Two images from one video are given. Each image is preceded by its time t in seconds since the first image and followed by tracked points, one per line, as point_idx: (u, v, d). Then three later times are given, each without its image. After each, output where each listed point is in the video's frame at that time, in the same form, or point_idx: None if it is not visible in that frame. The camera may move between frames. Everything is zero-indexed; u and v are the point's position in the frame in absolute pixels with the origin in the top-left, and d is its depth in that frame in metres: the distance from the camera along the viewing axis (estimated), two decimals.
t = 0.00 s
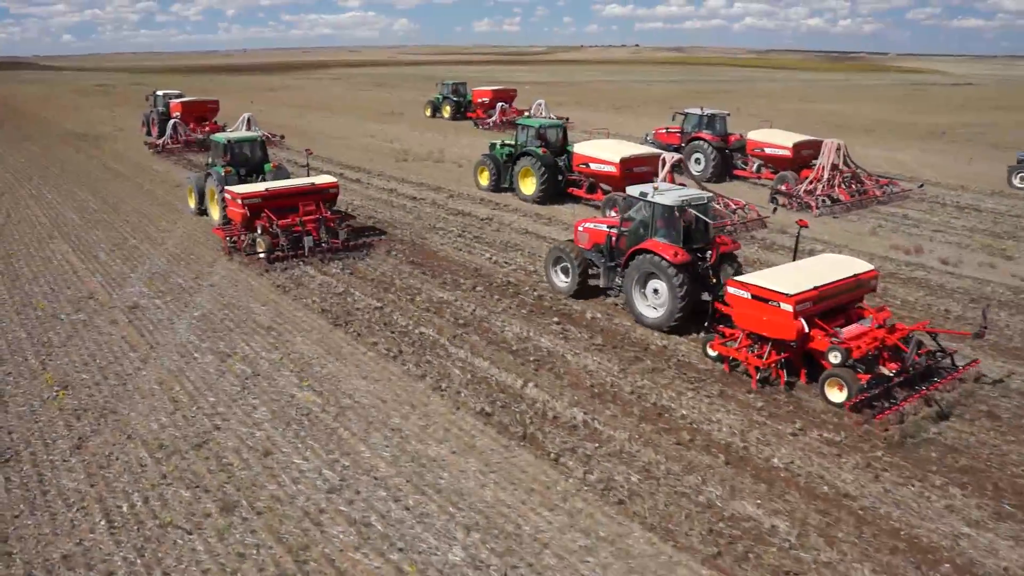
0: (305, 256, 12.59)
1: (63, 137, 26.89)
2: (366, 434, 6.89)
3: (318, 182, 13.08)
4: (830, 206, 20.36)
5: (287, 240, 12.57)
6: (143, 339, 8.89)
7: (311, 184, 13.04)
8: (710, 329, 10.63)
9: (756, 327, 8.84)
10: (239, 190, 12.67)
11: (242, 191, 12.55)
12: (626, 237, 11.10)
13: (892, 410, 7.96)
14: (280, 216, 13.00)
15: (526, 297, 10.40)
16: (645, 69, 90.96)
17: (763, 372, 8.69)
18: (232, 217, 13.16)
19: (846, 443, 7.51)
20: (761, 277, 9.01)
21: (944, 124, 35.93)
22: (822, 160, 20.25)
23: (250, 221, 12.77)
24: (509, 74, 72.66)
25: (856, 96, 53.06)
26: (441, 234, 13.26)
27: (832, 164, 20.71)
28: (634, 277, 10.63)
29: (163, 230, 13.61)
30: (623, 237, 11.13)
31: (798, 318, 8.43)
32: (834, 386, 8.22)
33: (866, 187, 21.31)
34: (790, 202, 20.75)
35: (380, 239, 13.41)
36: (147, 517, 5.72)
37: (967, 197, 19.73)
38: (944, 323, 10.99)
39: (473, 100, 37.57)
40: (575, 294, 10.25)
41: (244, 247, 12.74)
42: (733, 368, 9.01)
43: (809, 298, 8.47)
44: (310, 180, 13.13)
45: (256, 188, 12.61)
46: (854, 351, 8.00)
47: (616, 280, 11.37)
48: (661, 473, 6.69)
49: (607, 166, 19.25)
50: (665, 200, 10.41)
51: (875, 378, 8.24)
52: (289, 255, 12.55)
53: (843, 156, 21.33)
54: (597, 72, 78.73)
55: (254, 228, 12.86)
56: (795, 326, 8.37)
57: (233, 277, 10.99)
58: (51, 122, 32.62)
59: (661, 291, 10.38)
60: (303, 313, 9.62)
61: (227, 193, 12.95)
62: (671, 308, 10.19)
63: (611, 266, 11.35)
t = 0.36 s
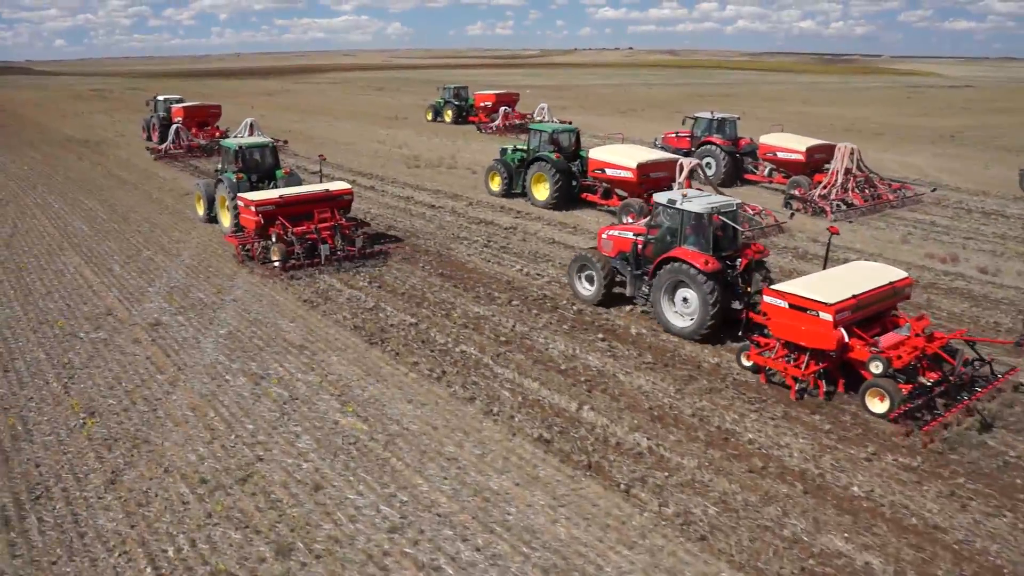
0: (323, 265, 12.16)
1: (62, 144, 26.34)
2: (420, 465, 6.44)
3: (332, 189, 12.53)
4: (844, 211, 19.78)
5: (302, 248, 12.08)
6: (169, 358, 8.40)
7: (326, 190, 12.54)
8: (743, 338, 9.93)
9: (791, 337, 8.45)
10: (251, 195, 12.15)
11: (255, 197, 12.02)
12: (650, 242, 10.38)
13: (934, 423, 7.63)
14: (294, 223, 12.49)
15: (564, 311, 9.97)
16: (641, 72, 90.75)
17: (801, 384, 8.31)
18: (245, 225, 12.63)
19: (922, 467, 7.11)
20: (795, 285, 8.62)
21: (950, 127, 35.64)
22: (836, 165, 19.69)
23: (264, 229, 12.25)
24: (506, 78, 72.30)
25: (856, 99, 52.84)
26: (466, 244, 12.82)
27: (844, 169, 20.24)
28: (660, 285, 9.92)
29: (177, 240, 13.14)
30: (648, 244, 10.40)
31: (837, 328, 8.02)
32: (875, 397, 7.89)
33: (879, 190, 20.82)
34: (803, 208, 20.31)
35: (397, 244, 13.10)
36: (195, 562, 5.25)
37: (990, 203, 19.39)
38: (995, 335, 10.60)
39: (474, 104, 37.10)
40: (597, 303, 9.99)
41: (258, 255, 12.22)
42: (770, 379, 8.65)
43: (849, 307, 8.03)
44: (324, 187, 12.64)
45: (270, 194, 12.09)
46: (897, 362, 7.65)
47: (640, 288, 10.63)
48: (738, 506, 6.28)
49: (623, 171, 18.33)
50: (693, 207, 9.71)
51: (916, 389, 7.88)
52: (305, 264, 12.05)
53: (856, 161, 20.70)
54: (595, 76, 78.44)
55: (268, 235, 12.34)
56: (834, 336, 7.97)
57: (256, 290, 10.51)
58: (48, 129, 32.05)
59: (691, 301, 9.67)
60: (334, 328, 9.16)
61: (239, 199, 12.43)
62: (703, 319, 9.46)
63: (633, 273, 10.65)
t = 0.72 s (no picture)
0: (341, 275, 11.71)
1: (65, 152, 25.87)
2: (475, 500, 5.97)
3: (346, 197, 11.95)
4: (862, 215, 19.24)
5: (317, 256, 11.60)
6: (194, 380, 7.92)
7: (339, 197, 12.00)
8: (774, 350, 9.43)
9: (825, 348, 8.03)
10: (262, 202, 11.64)
11: (267, 203, 11.53)
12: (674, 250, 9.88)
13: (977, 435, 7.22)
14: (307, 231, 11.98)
15: (603, 326, 9.51)
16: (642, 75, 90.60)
17: (835, 396, 7.94)
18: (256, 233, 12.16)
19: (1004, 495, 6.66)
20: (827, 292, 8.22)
21: (961, 130, 35.30)
22: (852, 168, 19.18)
23: (276, 236, 11.74)
24: (508, 81, 72.02)
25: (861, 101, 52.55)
26: (492, 254, 12.36)
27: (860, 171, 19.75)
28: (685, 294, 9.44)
29: (192, 252, 12.67)
30: (672, 251, 9.89)
31: (875, 338, 7.61)
32: (913, 408, 7.49)
33: (895, 193, 20.27)
34: (819, 211, 19.84)
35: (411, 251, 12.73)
36: None
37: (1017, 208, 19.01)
38: None
39: (478, 108, 36.67)
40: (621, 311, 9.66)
41: (270, 263, 11.73)
42: (803, 390, 8.27)
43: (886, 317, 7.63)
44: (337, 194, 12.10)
45: (282, 201, 11.58)
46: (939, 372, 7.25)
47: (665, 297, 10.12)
48: (818, 542, 5.81)
49: (640, 177, 17.49)
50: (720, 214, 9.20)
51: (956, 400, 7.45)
52: (320, 273, 11.64)
53: (872, 163, 20.16)
54: (597, 79, 78.15)
55: (280, 243, 11.85)
56: (872, 345, 7.55)
57: (279, 305, 10.04)
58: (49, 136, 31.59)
59: (719, 311, 9.18)
60: (365, 347, 8.69)
61: (250, 206, 11.92)
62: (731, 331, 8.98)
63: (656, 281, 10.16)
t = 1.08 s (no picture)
0: (351, 279, 11.24)
1: (62, 153, 25.34)
2: (520, 533, 5.51)
3: (351, 197, 11.60)
4: (874, 214, 18.83)
5: (323, 258, 11.21)
6: (209, 396, 7.44)
7: (343, 197, 11.64)
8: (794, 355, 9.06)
9: (850, 352, 7.64)
10: (265, 204, 11.27)
11: (271, 205, 11.15)
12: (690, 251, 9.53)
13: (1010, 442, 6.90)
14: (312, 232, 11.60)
15: (636, 336, 9.06)
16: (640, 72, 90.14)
17: (861, 403, 7.58)
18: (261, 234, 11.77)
19: None
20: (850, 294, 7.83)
21: (968, 126, 34.93)
22: (863, 166, 18.74)
23: (281, 238, 11.36)
24: (507, 79, 71.54)
25: (863, 98, 52.19)
26: (511, 259, 11.90)
27: (870, 169, 19.29)
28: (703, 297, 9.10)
29: (199, 258, 12.19)
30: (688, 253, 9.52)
31: (902, 342, 7.23)
32: (943, 414, 7.16)
33: (906, 191, 19.87)
34: (829, 210, 19.39)
35: (418, 252, 12.39)
36: None
37: None
38: None
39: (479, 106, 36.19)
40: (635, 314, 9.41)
41: (275, 267, 11.36)
42: (826, 396, 7.92)
43: (912, 319, 7.26)
44: (341, 194, 11.73)
45: (285, 202, 11.21)
46: (970, 376, 6.90)
47: (680, 301, 9.78)
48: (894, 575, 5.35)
49: (648, 176, 16.96)
50: (737, 216, 8.85)
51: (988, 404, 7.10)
52: (326, 276, 11.24)
53: (881, 161, 19.73)
54: (596, 76, 77.69)
55: (285, 246, 11.47)
56: (899, 351, 7.17)
57: (293, 315, 9.56)
58: (47, 137, 31.04)
59: (737, 315, 8.84)
60: (388, 360, 8.22)
61: (252, 209, 11.56)
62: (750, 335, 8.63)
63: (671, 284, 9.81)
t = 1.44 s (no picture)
0: (354, 281, 10.80)
1: (60, 152, 24.84)
2: (561, 571, 5.03)
3: (352, 196, 11.14)
4: (884, 212, 18.33)
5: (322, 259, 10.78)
6: (215, 414, 6.95)
7: (343, 196, 11.19)
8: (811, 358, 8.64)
9: (870, 356, 7.23)
10: (262, 204, 10.84)
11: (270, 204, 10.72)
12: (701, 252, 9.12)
13: None
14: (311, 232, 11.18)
15: (665, 347, 8.57)
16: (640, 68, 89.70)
17: (882, 409, 7.21)
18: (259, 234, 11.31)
19: None
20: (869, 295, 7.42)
21: (977, 122, 34.47)
22: (871, 163, 18.24)
23: (279, 239, 10.92)
24: (507, 75, 71.12)
25: (867, 94, 51.73)
26: (527, 263, 11.41)
27: (878, 166, 18.80)
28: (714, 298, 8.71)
29: (201, 262, 11.70)
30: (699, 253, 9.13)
31: (924, 347, 6.82)
32: (967, 421, 6.75)
33: (914, 188, 19.15)
34: (838, 208, 18.89)
35: (418, 252, 12.03)
36: None
37: None
38: None
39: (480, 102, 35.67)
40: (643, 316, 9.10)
41: (274, 268, 10.93)
42: (844, 402, 7.52)
43: (935, 321, 6.86)
44: (341, 193, 11.29)
45: (284, 202, 10.77)
46: (998, 382, 6.48)
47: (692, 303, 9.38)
48: None
49: (656, 173, 16.35)
50: (750, 215, 8.43)
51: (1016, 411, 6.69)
52: (326, 276, 10.83)
53: (889, 158, 19.24)
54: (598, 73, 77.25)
55: (285, 246, 11.02)
56: (922, 356, 6.77)
57: (303, 324, 9.07)
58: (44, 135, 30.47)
59: (750, 317, 8.43)
60: (405, 374, 7.73)
61: (251, 208, 11.14)
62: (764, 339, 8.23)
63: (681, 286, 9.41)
